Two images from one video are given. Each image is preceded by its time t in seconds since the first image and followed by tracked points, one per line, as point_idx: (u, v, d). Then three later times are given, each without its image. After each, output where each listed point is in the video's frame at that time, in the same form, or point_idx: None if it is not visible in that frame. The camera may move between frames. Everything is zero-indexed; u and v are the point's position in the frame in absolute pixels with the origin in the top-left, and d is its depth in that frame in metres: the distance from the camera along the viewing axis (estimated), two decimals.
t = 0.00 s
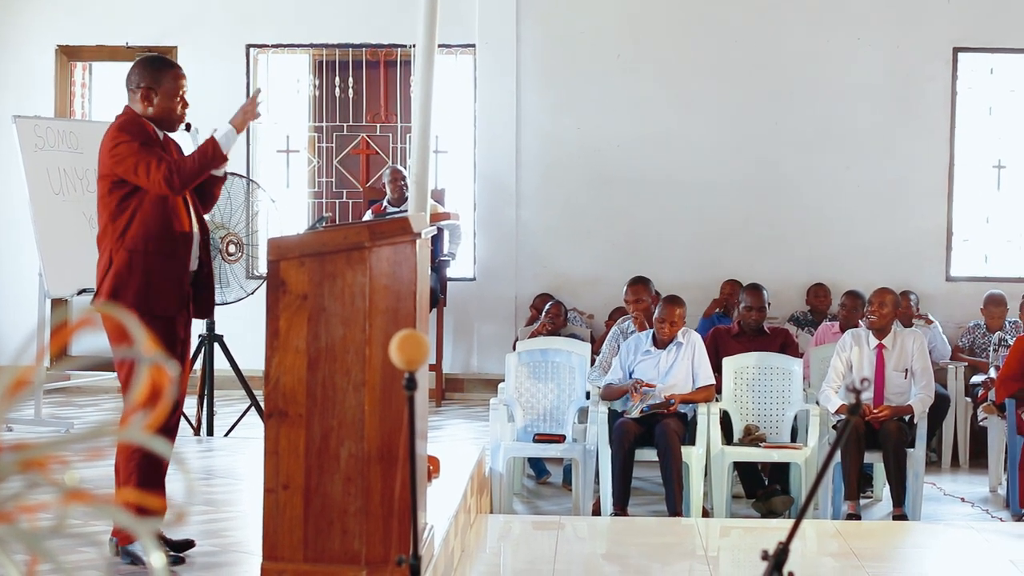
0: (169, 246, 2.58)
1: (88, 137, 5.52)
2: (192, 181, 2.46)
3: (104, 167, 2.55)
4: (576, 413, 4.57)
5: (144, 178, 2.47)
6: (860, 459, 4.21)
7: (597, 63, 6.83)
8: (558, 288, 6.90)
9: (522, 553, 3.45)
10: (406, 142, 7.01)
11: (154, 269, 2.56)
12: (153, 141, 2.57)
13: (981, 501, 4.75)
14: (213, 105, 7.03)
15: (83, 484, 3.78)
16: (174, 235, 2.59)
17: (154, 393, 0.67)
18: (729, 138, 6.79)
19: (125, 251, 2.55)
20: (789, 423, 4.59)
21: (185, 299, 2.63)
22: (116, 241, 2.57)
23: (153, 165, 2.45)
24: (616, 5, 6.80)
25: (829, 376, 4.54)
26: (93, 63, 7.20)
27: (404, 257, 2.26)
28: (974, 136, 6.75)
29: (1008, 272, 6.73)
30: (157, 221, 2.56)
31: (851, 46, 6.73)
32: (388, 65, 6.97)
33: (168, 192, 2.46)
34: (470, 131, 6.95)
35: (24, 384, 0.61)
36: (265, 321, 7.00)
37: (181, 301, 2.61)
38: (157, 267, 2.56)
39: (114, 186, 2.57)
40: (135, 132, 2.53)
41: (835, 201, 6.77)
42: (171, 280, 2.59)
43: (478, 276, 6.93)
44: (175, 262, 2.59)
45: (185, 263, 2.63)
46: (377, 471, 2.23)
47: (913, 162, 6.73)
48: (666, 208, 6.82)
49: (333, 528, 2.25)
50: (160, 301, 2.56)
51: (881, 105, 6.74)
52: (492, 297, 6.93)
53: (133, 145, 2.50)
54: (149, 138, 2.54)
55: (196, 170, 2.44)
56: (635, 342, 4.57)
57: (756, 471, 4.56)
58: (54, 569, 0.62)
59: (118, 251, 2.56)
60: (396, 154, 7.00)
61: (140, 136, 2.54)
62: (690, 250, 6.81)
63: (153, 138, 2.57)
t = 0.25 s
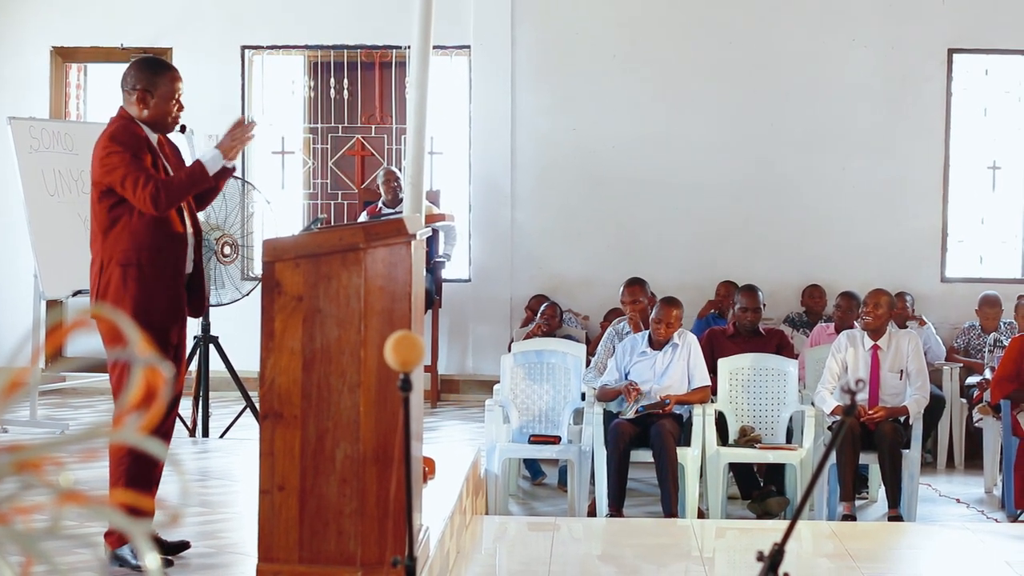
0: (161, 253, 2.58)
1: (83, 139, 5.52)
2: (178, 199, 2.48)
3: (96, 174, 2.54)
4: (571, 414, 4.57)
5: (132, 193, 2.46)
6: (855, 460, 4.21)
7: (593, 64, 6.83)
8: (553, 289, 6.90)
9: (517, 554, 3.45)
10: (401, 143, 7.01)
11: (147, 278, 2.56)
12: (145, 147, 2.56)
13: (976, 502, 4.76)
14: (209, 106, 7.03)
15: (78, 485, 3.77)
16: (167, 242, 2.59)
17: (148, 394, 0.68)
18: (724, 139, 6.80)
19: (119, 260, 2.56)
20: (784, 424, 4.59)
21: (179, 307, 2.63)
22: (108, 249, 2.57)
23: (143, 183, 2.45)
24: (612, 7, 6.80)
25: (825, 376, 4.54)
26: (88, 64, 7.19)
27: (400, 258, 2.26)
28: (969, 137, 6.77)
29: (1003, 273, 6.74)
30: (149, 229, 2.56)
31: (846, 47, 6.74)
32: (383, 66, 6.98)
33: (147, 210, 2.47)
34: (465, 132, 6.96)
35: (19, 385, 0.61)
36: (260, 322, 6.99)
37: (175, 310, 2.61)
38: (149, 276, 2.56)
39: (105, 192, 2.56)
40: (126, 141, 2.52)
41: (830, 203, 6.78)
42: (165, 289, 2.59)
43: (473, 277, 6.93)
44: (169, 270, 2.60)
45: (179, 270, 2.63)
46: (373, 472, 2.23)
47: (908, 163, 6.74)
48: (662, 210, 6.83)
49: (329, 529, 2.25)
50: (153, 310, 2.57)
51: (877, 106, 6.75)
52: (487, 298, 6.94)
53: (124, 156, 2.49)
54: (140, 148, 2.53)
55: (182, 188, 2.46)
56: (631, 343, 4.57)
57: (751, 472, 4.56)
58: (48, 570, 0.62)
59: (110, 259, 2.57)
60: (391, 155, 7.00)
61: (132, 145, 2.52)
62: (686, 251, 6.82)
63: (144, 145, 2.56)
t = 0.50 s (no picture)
0: (162, 255, 2.58)
1: (84, 138, 5.52)
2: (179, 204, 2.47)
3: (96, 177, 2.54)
4: (571, 414, 4.57)
5: (133, 197, 2.46)
6: (856, 459, 4.21)
7: (593, 63, 6.83)
8: (553, 289, 6.90)
9: (517, 554, 3.44)
10: (401, 142, 7.01)
11: (149, 281, 2.56)
12: (145, 148, 2.56)
13: (976, 502, 4.75)
14: (209, 106, 7.03)
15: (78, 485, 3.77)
16: (167, 244, 2.59)
17: (148, 394, 0.68)
18: (724, 139, 6.80)
19: (121, 263, 2.55)
20: (784, 424, 4.59)
21: (181, 309, 2.63)
22: (109, 252, 2.57)
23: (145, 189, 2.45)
24: (613, 6, 6.80)
25: (825, 376, 4.54)
26: (88, 64, 7.19)
27: (400, 258, 2.26)
28: (969, 137, 6.77)
29: (1003, 273, 6.74)
30: (150, 232, 2.56)
31: (846, 47, 6.74)
32: (383, 66, 6.97)
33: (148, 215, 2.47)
34: (465, 131, 6.96)
35: (20, 385, 0.61)
36: (261, 322, 6.99)
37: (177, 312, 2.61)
38: (151, 278, 2.56)
39: (106, 194, 2.56)
40: (126, 143, 2.52)
41: (830, 202, 6.78)
42: (167, 291, 2.59)
43: (473, 277, 6.93)
44: (170, 273, 2.60)
45: (180, 272, 2.63)
46: (373, 472, 2.23)
47: (908, 163, 6.74)
48: (662, 209, 6.83)
49: (329, 529, 2.25)
50: (155, 313, 2.56)
51: (877, 106, 6.75)
52: (487, 298, 6.94)
53: (125, 159, 2.49)
54: (140, 150, 2.53)
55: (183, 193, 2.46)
56: (631, 342, 4.58)
57: (752, 472, 4.56)
58: (49, 570, 0.62)
59: (111, 262, 2.56)
60: (391, 155, 7.00)
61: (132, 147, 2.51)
62: (686, 251, 6.82)
63: (144, 145, 2.56)
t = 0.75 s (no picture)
0: (162, 260, 2.58)
1: (83, 139, 5.52)
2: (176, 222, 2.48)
3: (95, 183, 2.53)
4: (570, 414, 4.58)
5: (130, 206, 2.46)
6: (854, 460, 4.21)
7: (592, 64, 6.83)
8: (552, 289, 6.90)
9: (516, 555, 3.44)
10: (400, 143, 7.01)
11: (149, 287, 2.55)
12: (145, 154, 2.55)
13: (975, 502, 4.76)
14: (208, 106, 7.02)
15: (77, 486, 3.77)
16: (167, 249, 2.59)
17: (147, 395, 0.68)
18: (723, 139, 6.80)
19: (121, 269, 2.55)
20: (783, 425, 4.59)
21: (182, 314, 2.62)
22: (109, 258, 2.56)
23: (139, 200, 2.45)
24: (612, 7, 6.81)
25: (823, 377, 4.55)
26: (87, 64, 7.19)
27: (398, 258, 2.26)
28: (968, 137, 6.77)
29: (1002, 273, 6.75)
30: (150, 238, 2.56)
31: (845, 47, 6.74)
32: (382, 67, 6.97)
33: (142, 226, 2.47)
34: (464, 132, 6.96)
35: (19, 386, 0.61)
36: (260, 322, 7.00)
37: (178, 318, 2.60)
38: (151, 284, 2.56)
39: (106, 201, 2.56)
40: (124, 149, 2.51)
41: (829, 203, 6.78)
42: (167, 296, 2.58)
43: (472, 277, 6.93)
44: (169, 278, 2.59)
45: (180, 277, 2.62)
46: (372, 472, 2.23)
47: (907, 163, 6.75)
48: (661, 210, 6.83)
49: (328, 529, 2.25)
50: (156, 318, 2.56)
51: (876, 107, 6.75)
52: (486, 298, 6.94)
53: (123, 167, 2.48)
54: (138, 156, 2.52)
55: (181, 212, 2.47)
56: (629, 342, 4.58)
57: (750, 473, 4.57)
58: (48, 571, 0.62)
59: (112, 268, 2.56)
60: (391, 155, 7.01)
61: (130, 153, 2.51)
62: (685, 251, 6.82)
63: (142, 151, 2.55)
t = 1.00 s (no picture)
0: (159, 260, 2.55)
1: (77, 141, 5.51)
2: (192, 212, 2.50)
3: (92, 181, 2.50)
4: (565, 416, 4.58)
5: (136, 203, 2.44)
6: (849, 462, 4.22)
7: (589, 65, 6.84)
8: (548, 291, 6.91)
9: (511, 556, 3.45)
10: (395, 145, 7.01)
11: (146, 286, 2.53)
12: (145, 151, 2.53)
13: (970, 504, 4.77)
14: (202, 108, 7.02)
15: (72, 488, 3.76)
16: (164, 249, 2.56)
17: (141, 397, 0.68)
18: (718, 141, 6.81)
19: (117, 268, 2.52)
20: (778, 426, 4.60)
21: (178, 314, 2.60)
22: (105, 257, 2.53)
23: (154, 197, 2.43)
24: (608, 8, 6.82)
25: (819, 379, 4.56)
26: (82, 66, 7.18)
27: (393, 260, 2.26)
28: (963, 139, 6.79)
29: (996, 275, 6.77)
30: (148, 237, 2.53)
31: (840, 49, 6.76)
32: (377, 69, 6.98)
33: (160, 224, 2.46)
34: (459, 134, 6.96)
35: (14, 388, 0.61)
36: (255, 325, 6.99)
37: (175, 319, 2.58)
38: (149, 283, 2.53)
39: (103, 198, 2.52)
40: (124, 145, 2.47)
41: (824, 204, 6.80)
42: (164, 296, 2.56)
43: (467, 279, 6.94)
44: (170, 276, 2.58)
45: (179, 276, 2.61)
46: (367, 474, 2.23)
47: (902, 165, 6.76)
48: (656, 212, 6.84)
49: (323, 531, 2.25)
50: (153, 319, 2.53)
51: (871, 109, 6.77)
52: (481, 300, 6.94)
53: (126, 163, 2.45)
54: (141, 155, 2.50)
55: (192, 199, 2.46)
56: (624, 343, 4.58)
57: (745, 474, 4.57)
58: (42, 572, 0.62)
59: (107, 267, 2.52)
60: (386, 157, 7.01)
61: (131, 150, 2.48)
62: (681, 253, 6.83)
63: (142, 148, 2.52)
